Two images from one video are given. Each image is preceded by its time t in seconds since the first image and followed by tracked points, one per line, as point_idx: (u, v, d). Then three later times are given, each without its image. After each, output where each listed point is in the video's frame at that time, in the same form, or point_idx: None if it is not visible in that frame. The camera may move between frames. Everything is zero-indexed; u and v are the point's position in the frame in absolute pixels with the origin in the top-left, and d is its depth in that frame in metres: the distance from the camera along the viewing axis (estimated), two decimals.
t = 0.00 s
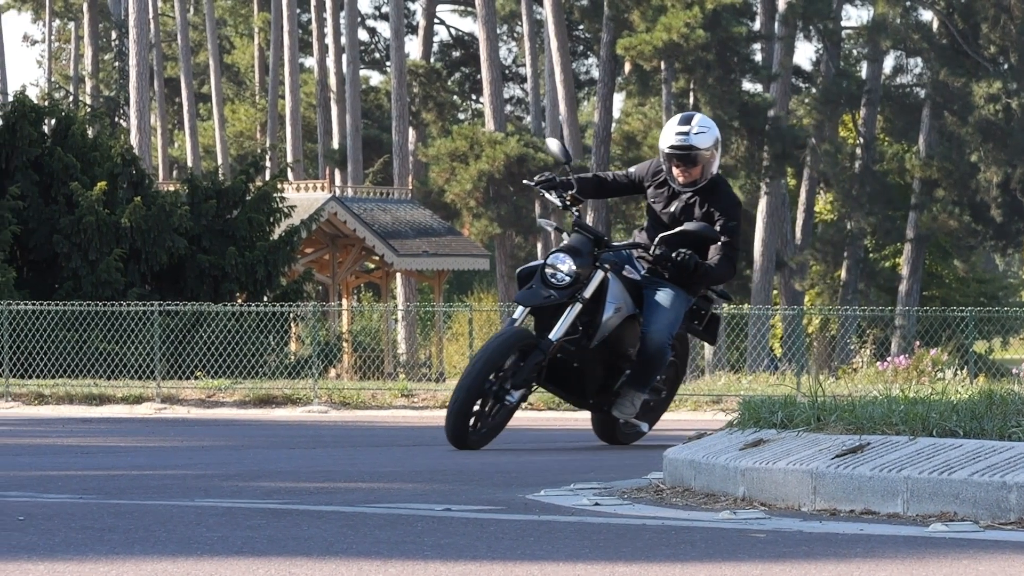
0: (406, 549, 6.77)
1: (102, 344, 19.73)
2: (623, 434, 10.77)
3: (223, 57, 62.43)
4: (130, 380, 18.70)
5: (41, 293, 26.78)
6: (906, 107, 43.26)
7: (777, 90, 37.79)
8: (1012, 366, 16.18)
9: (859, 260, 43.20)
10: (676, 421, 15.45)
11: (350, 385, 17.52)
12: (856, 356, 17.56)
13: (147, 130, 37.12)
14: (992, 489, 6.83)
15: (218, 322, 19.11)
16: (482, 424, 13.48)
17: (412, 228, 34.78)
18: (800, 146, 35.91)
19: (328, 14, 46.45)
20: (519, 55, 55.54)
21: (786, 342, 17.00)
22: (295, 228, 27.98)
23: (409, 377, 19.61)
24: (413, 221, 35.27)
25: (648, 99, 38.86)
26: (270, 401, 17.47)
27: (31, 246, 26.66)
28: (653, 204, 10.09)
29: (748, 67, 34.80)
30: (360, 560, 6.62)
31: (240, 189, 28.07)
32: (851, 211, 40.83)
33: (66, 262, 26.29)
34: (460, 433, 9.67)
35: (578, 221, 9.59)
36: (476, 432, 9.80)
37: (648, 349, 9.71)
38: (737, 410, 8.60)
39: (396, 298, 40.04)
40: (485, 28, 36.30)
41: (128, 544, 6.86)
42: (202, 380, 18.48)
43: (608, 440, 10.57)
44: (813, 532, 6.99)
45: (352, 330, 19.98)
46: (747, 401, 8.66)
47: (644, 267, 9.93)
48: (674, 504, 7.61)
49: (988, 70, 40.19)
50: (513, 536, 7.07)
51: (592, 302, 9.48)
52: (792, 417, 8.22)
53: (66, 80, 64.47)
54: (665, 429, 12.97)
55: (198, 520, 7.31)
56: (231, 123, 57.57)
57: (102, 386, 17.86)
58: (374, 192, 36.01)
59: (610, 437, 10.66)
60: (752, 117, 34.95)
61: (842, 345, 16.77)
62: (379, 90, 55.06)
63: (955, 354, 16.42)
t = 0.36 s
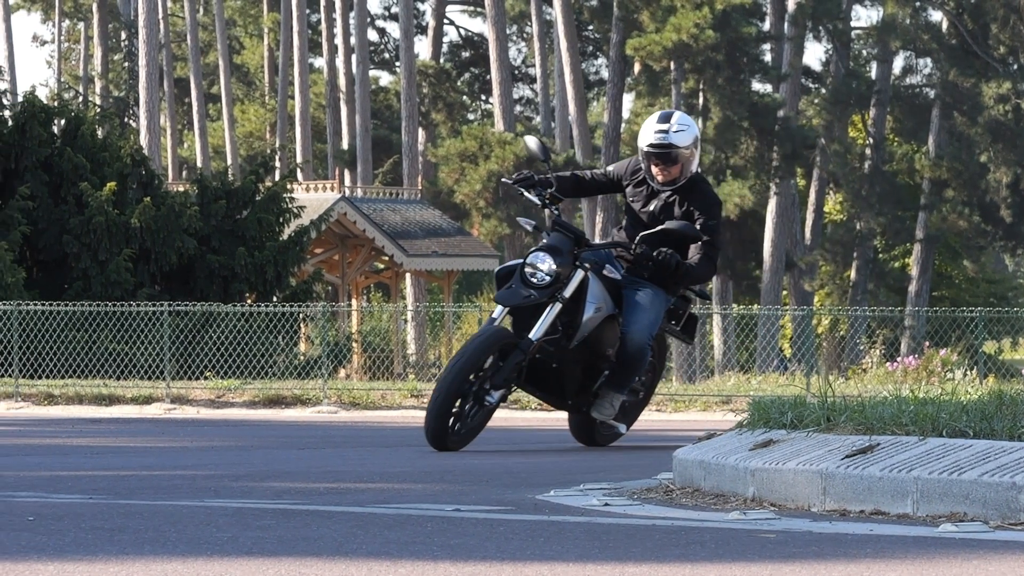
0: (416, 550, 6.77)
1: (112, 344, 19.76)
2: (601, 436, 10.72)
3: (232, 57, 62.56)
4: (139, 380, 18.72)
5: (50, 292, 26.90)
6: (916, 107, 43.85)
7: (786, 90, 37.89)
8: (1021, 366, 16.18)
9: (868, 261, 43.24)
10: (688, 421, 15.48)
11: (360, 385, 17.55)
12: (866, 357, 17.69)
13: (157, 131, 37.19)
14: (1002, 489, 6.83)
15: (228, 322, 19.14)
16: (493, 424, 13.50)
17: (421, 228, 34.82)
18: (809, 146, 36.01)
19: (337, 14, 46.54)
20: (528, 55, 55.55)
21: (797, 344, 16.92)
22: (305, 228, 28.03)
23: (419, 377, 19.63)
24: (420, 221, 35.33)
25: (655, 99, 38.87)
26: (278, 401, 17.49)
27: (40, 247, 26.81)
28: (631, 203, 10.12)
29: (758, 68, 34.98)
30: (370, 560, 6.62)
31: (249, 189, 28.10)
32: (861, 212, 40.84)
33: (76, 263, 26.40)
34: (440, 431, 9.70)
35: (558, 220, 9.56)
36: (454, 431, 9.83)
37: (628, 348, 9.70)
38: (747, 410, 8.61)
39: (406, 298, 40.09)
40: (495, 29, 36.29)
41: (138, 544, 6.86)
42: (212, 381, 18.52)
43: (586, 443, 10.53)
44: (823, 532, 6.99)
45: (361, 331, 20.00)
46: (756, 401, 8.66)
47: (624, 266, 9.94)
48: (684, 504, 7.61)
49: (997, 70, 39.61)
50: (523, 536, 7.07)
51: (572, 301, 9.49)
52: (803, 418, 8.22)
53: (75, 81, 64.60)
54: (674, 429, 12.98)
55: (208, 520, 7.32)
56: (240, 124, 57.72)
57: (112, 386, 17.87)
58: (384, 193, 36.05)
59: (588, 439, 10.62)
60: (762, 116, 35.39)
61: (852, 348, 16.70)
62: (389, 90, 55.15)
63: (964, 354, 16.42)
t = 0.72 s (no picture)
0: (427, 550, 6.76)
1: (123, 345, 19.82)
2: (580, 437, 10.71)
3: (243, 58, 62.73)
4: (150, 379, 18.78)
5: (60, 292, 27.05)
6: (927, 108, 44.13)
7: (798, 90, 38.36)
8: None
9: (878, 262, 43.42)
10: (699, 421, 15.53)
11: (370, 385, 17.62)
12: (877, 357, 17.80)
13: (167, 131, 37.30)
14: (1014, 490, 6.82)
15: (238, 323, 19.24)
16: (504, 425, 13.51)
17: (432, 229, 34.81)
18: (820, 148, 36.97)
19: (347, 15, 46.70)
20: (539, 55, 55.67)
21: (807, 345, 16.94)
22: (315, 229, 28.20)
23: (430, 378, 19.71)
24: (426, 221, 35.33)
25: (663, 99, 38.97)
26: (289, 402, 17.63)
27: (50, 247, 26.91)
28: (612, 201, 10.10)
29: (770, 69, 35.79)
30: (382, 561, 6.61)
31: (260, 190, 28.37)
32: (871, 213, 41.10)
33: (86, 263, 26.50)
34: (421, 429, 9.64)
35: (539, 219, 9.52)
36: (436, 429, 9.77)
37: (610, 349, 9.71)
38: (757, 411, 8.61)
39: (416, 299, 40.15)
40: (504, 29, 36.31)
41: (149, 545, 6.85)
42: (223, 381, 18.61)
43: (565, 445, 10.50)
44: (834, 533, 6.99)
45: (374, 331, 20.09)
46: (767, 401, 8.66)
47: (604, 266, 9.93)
48: (695, 505, 7.60)
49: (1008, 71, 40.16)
50: (534, 536, 7.07)
51: (554, 301, 9.43)
52: (813, 418, 8.21)
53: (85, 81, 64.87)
54: (684, 430, 12.96)
55: (219, 521, 7.31)
56: (251, 125, 58.08)
57: (122, 386, 17.94)
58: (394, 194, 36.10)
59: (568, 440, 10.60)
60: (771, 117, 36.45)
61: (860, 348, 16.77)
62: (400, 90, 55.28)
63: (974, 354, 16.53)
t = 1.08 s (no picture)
0: (439, 551, 6.76)
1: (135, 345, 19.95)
2: (559, 438, 10.62)
3: (255, 58, 62.78)
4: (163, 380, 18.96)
5: (72, 293, 27.16)
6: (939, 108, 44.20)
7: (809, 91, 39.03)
8: None
9: (891, 262, 43.70)
10: (714, 421, 15.61)
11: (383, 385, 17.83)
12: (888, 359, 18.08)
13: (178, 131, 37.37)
14: None
15: (251, 324, 19.41)
16: (519, 426, 13.51)
17: (445, 229, 34.78)
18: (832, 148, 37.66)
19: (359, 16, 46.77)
20: (551, 56, 55.70)
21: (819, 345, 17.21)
22: (327, 229, 28.42)
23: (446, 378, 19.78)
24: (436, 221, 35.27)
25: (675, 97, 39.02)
26: (301, 402, 17.87)
27: (62, 248, 26.99)
28: (595, 199, 10.09)
29: (782, 69, 36.21)
30: (394, 561, 6.61)
31: (273, 190, 28.46)
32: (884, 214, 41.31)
33: (98, 263, 26.60)
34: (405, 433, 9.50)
35: (523, 218, 9.48)
36: (420, 432, 9.64)
37: (594, 349, 9.65)
38: (769, 412, 8.60)
39: (430, 299, 40.24)
40: (517, 30, 36.26)
41: (161, 545, 6.86)
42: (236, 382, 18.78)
43: (545, 447, 10.38)
44: (847, 534, 6.99)
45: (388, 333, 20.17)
46: (779, 402, 8.67)
47: (587, 266, 9.88)
48: (707, 505, 7.60)
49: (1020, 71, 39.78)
50: (547, 537, 7.07)
51: (538, 301, 9.38)
52: (826, 418, 8.21)
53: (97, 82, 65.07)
54: (696, 431, 12.95)
55: (232, 521, 7.31)
56: (263, 125, 58.22)
57: (134, 386, 18.14)
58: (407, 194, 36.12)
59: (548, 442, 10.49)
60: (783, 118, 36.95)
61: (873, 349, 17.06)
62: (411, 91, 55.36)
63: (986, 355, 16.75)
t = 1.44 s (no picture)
0: (450, 551, 6.76)
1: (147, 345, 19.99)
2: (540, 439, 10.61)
3: (267, 58, 62.92)
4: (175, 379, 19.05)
5: (84, 293, 27.22)
6: (951, 108, 44.30)
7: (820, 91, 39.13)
8: None
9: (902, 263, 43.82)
10: (726, 421, 15.66)
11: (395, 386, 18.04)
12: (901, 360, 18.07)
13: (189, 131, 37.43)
14: None
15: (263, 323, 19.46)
16: (530, 425, 13.52)
17: (455, 229, 34.82)
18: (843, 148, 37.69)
19: (369, 17, 46.91)
20: (562, 56, 55.67)
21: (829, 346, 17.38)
22: (338, 229, 28.53)
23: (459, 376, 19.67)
24: (446, 221, 35.26)
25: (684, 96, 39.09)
26: (312, 402, 18.08)
27: (74, 249, 27.09)
28: (578, 197, 10.09)
29: (793, 70, 36.20)
30: (404, 561, 6.61)
31: (283, 190, 28.66)
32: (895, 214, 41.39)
33: (110, 263, 26.66)
34: (387, 435, 9.39)
35: (507, 215, 9.40)
36: (402, 434, 9.53)
37: (577, 349, 9.67)
38: (781, 413, 8.59)
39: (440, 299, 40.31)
40: (529, 30, 36.24)
41: (172, 546, 6.86)
42: (248, 381, 18.83)
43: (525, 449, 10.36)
44: (859, 534, 6.99)
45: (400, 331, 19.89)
46: (790, 402, 8.67)
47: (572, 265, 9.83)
48: (719, 505, 7.59)
49: None
50: (557, 537, 7.07)
51: (522, 300, 9.32)
52: (837, 418, 8.20)
53: (109, 81, 65.40)
54: (707, 431, 12.94)
55: (243, 521, 7.31)
56: (274, 125, 58.54)
57: (145, 386, 18.29)
58: (418, 193, 36.19)
59: (526, 443, 10.46)
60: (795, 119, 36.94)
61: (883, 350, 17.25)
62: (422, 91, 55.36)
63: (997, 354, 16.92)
